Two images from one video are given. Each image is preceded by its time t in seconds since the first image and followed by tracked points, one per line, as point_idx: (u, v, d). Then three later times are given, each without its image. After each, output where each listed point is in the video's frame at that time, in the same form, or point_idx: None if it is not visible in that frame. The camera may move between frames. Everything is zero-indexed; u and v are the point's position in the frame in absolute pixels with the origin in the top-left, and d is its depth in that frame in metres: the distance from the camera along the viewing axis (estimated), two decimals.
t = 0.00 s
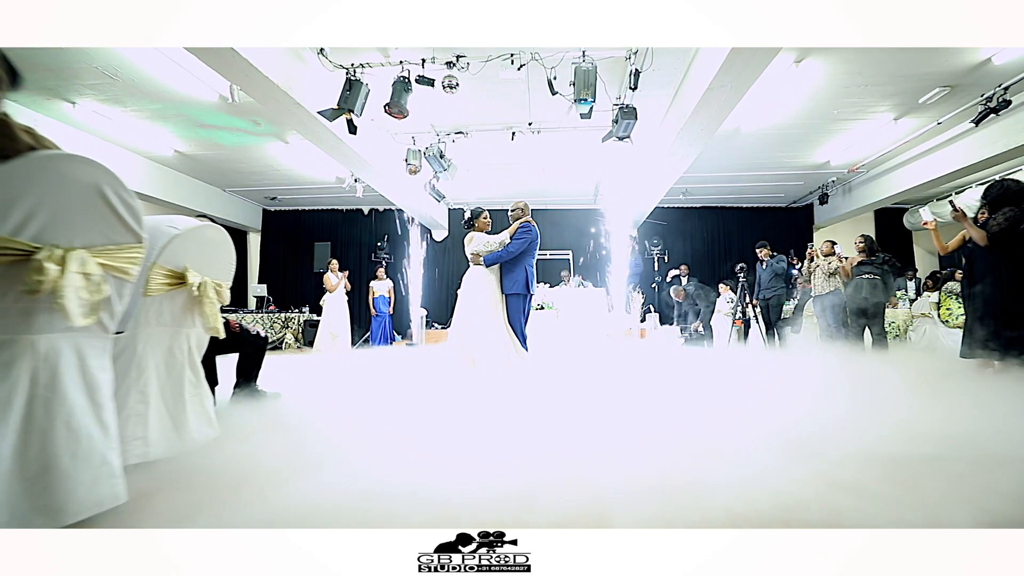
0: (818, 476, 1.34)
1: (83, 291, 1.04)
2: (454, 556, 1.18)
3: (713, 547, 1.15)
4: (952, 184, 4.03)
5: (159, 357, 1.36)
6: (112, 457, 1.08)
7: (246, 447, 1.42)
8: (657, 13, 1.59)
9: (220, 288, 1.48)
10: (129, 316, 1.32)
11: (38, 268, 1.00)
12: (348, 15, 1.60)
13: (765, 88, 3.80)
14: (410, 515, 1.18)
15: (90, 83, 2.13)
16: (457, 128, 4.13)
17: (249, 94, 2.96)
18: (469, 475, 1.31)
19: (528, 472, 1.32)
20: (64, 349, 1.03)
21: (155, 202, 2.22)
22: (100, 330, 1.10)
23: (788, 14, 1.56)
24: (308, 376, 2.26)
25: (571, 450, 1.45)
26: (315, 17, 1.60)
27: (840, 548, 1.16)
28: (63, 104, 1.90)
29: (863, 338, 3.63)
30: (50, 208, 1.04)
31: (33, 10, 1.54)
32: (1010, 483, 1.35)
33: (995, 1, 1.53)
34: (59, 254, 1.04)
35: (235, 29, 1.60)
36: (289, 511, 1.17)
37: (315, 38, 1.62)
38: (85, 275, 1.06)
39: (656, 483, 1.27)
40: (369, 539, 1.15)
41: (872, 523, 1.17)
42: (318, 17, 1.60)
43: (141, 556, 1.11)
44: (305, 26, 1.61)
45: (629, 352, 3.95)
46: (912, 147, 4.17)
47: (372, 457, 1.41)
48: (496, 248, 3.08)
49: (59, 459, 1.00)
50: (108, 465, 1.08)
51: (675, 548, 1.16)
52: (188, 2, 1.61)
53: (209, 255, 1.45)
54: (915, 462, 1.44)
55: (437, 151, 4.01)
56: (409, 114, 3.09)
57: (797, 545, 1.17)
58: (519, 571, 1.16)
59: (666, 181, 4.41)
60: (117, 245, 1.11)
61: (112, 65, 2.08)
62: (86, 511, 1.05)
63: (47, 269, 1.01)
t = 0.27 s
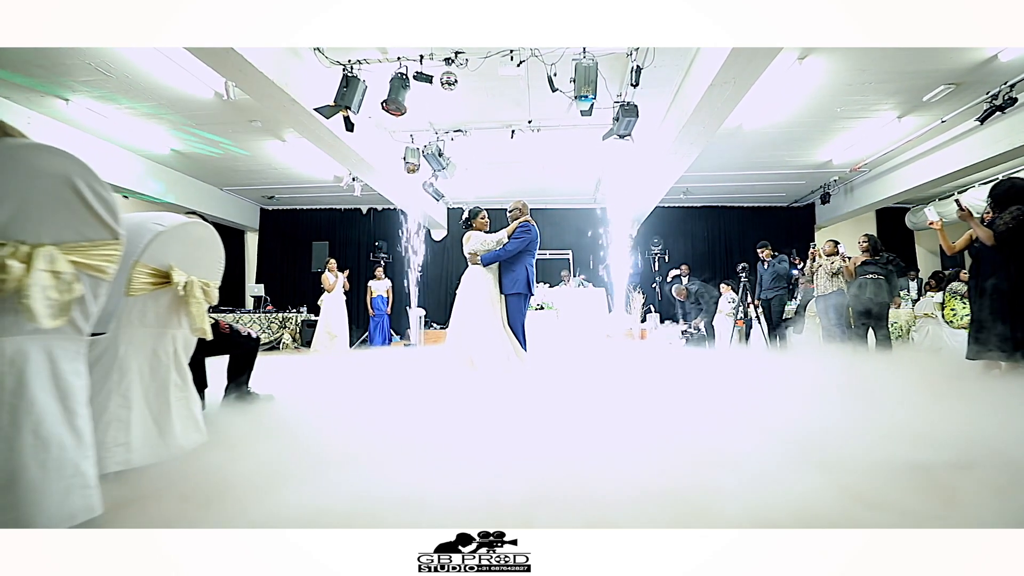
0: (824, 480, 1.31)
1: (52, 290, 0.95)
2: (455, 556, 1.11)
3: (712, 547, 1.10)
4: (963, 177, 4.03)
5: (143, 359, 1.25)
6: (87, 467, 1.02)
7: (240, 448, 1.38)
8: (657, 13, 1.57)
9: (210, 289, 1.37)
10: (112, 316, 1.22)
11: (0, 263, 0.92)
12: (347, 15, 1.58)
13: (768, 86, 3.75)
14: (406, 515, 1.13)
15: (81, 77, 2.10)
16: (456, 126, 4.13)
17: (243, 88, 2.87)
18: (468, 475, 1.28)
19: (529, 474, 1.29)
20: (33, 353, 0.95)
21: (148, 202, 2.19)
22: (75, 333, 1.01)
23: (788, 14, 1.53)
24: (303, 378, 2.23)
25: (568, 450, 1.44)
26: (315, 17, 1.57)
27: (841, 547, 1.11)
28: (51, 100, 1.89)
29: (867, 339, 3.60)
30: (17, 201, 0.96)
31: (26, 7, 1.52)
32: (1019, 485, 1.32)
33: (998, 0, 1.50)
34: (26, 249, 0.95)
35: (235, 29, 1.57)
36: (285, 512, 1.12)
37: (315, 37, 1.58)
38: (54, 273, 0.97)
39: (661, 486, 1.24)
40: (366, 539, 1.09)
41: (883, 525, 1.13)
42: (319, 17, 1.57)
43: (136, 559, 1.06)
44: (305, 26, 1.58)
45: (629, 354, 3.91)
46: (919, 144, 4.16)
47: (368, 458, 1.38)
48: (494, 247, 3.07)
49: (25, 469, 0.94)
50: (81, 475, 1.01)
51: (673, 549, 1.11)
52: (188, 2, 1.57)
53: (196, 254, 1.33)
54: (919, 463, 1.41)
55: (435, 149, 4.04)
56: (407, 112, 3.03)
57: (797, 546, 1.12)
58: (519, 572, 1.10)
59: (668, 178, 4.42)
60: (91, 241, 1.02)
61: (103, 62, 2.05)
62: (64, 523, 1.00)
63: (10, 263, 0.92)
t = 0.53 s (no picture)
0: (827, 482, 1.28)
1: (17, 289, 0.84)
2: (455, 556, 1.07)
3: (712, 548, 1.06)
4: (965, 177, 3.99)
5: (125, 362, 1.19)
6: (59, 477, 0.92)
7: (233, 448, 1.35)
8: (657, 13, 1.54)
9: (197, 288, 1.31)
10: (93, 316, 1.16)
11: None
12: (348, 15, 1.55)
13: (771, 85, 3.72)
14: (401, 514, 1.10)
15: (75, 74, 2.07)
16: (454, 124, 4.05)
17: (239, 86, 2.81)
18: (465, 477, 1.26)
19: (528, 475, 1.27)
20: None
21: (143, 204, 2.18)
22: (42, 333, 0.90)
23: (789, 15, 1.50)
24: (298, 380, 2.20)
25: (566, 451, 1.42)
26: (315, 17, 1.55)
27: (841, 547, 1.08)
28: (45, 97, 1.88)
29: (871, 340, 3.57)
30: None
31: (23, 7, 1.50)
32: None
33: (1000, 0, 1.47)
34: None
35: (235, 29, 1.54)
36: (282, 512, 1.08)
37: (315, 37, 1.56)
38: (21, 274, 0.85)
39: (663, 488, 1.21)
40: (363, 539, 1.05)
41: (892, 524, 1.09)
42: (319, 17, 1.55)
43: (137, 558, 0.99)
44: (305, 26, 1.56)
45: (630, 354, 3.89)
46: (921, 143, 4.11)
47: (364, 457, 1.36)
48: (491, 245, 3.05)
49: None
50: (52, 486, 0.91)
51: (672, 549, 1.07)
52: (188, 2, 1.55)
53: (184, 252, 1.28)
54: (924, 464, 1.39)
55: (434, 147, 4.06)
56: (405, 109, 3.02)
57: (797, 546, 1.09)
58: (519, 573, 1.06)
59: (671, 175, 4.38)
60: (64, 238, 0.90)
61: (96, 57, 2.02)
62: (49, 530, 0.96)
63: None
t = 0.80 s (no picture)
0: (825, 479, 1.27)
1: None
2: (455, 556, 1.06)
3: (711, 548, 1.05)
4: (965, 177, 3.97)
5: (108, 365, 1.13)
6: (29, 488, 0.84)
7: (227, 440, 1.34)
8: (656, 13, 1.52)
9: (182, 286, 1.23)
10: (71, 319, 1.05)
11: None
12: (348, 15, 1.54)
13: (773, 84, 3.69)
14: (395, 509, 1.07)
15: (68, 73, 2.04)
16: (454, 122, 4.01)
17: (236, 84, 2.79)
18: (464, 473, 1.24)
19: (529, 471, 1.25)
20: None
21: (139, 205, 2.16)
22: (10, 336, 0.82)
23: (789, 15, 1.48)
24: (296, 382, 2.18)
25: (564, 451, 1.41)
26: (315, 17, 1.53)
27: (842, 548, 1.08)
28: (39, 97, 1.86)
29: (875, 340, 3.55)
30: None
31: (22, 8, 1.47)
32: None
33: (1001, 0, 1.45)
34: None
35: (235, 29, 1.53)
36: (277, 510, 1.05)
37: (315, 37, 1.54)
38: None
39: (665, 487, 1.19)
40: (364, 539, 1.03)
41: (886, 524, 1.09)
42: (319, 17, 1.53)
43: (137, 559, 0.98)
44: (305, 27, 1.54)
45: (630, 354, 3.87)
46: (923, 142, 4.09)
47: (361, 453, 1.36)
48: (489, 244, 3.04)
49: None
50: (20, 498, 0.83)
51: (675, 549, 1.07)
52: (187, 2, 1.54)
53: (168, 252, 1.19)
54: (926, 463, 1.37)
55: (433, 146, 4.05)
56: (402, 106, 2.99)
57: (798, 546, 1.08)
58: (519, 573, 1.06)
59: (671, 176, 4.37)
60: (36, 234, 0.83)
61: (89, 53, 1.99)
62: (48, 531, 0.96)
63: None
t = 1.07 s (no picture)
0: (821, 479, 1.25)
1: None
2: (455, 556, 1.03)
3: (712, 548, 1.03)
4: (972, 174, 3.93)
5: (89, 367, 1.03)
6: None
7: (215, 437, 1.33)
8: (656, 13, 1.50)
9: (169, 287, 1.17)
10: (51, 319, 0.98)
11: None
12: (348, 15, 1.51)
13: (776, 82, 3.64)
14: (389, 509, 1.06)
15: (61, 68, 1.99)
16: (453, 120, 4.00)
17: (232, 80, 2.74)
18: (461, 473, 1.22)
19: (527, 472, 1.24)
20: None
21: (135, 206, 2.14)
22: None
23: (789, 15, 1.46)
24: (291, 384, 2.16)
25: (563, 452, 1.38)
26: (315, 17, 1.51)
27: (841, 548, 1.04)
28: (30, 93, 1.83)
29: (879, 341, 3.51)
30: None
31: (21, 8, 1.47)
32: None
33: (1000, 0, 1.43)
34: None
35: (235, 29, 1.50)
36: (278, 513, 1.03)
37: (316, 38, 1.52)
38: None
39: (666, 489, 1.17)
40: (364, 539, 1.01)
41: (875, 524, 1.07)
42: (318, 17, 1.51)
43: (135, 558, 0.96)
44: (305, 27, 1.51)
45: (630, 355, 3.84)
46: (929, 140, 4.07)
47: (358, 454, 1.33)
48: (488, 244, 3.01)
49: None
50: None
51: (672, 549, 1.04)
52: (188, 2, 1.51)
53: (156, 249, 1.14)
54: (934, 467, 1.34)
55: (432, 145, 4.01)
56: (400, 103, 2.94)
57: (797, 547, 1.06)
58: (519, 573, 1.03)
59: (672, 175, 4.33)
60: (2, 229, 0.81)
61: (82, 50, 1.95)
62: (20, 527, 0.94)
63: None
